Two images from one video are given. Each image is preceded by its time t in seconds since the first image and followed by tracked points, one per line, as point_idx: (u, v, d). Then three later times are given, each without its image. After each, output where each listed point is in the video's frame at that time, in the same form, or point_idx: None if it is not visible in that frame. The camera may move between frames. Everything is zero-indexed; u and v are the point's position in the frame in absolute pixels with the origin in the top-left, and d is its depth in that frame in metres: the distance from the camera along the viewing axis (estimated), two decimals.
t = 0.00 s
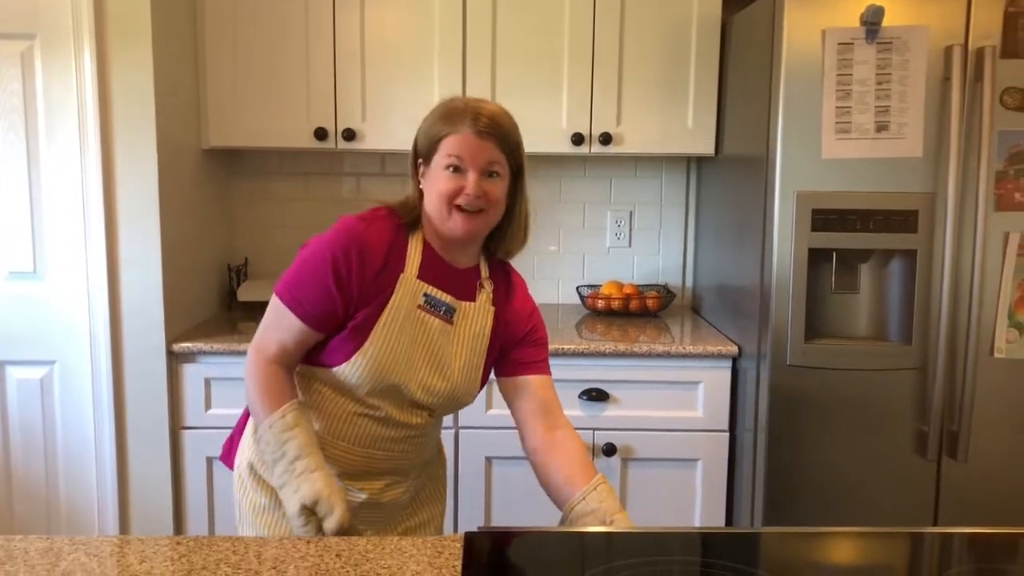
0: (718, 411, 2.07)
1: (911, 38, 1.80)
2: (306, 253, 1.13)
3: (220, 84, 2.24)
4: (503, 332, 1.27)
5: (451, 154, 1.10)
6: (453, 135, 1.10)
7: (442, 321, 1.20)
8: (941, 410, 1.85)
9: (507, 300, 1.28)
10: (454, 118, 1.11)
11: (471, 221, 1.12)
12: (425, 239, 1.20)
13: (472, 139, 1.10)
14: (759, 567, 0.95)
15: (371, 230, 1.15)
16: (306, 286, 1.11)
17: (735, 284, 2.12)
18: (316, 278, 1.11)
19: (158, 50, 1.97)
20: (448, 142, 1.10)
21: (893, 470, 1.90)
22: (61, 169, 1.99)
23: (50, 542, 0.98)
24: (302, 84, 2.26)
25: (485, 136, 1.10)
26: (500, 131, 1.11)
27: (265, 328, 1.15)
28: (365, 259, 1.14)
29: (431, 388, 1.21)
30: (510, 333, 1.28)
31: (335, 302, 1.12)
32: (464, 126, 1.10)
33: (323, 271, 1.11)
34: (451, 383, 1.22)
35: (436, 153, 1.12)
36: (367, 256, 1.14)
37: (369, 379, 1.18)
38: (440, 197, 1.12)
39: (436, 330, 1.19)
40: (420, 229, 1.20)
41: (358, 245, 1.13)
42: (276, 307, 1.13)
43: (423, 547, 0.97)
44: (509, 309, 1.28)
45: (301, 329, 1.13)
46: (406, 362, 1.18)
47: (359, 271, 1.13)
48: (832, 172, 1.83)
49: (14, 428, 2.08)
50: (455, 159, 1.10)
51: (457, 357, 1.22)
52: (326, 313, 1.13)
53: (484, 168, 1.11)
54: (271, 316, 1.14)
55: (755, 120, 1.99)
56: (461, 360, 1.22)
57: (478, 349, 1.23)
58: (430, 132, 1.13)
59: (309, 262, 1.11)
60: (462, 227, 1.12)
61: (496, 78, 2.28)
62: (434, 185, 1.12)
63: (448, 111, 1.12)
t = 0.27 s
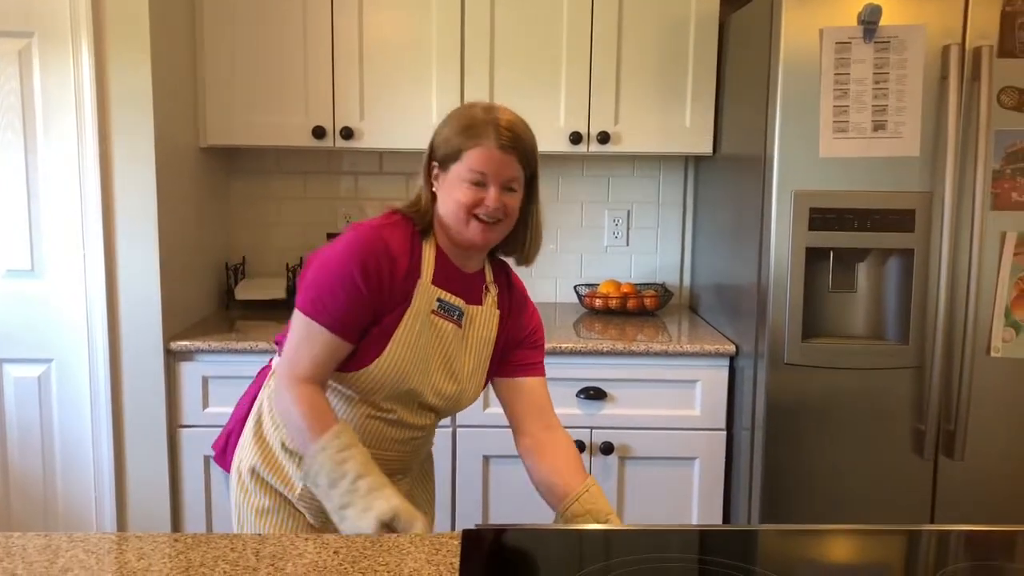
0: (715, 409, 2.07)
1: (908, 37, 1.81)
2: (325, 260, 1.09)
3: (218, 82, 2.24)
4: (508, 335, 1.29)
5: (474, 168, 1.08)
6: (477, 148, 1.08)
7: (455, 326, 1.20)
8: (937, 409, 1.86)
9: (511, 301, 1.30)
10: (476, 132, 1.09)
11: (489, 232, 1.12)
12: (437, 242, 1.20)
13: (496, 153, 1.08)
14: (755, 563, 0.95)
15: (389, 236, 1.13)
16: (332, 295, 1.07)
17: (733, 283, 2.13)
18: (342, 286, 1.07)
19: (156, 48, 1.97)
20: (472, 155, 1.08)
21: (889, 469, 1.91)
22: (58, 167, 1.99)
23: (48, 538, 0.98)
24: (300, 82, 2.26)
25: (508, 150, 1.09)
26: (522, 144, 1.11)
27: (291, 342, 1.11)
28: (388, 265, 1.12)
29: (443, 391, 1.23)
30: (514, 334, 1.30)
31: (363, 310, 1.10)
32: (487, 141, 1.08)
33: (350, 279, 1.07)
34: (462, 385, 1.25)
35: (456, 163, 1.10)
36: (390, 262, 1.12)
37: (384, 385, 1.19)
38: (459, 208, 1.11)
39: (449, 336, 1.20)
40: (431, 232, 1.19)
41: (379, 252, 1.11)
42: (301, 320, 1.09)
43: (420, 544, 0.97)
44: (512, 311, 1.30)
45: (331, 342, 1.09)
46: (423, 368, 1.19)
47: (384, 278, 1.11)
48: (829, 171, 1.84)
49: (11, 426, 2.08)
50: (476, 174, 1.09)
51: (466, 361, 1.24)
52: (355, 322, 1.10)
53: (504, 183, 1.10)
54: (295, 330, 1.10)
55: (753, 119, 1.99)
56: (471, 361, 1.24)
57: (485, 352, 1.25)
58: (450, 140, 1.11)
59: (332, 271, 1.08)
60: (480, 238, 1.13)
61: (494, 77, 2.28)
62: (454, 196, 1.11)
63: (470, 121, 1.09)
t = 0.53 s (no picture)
0: (713, 410, 2.07)
1: (905, 38, 1.81)
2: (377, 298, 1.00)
3: (217, 84, 2.25)
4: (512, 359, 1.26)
5: (515, 212, 1.00)
6: (520, 193, 0.99)
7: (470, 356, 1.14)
8: (936, 410, 1.86)
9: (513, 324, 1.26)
10: (519, 173, 1.00)
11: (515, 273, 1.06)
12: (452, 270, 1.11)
13: (538, 198, 1.01)
14: (752, 563, 0.95)
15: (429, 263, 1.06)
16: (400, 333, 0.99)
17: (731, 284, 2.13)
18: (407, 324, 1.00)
19: (154, 49, 1.97)
20: (514, 198, 1.00)
21: (888, 470, 1.91)
22: (57, 168, 1.99)
23: (46, 540, 0.98)
24: (298, 84, 2.26)
25: (549, 196, 1.02)
26: (561, 187, 1.03)
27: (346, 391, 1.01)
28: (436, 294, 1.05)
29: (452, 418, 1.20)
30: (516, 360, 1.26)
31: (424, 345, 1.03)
32: (531, 186, 1.00)
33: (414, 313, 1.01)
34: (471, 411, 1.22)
35: (492, 201, 1.01)
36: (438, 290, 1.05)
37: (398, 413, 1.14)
38: (491, 248, 1.03)
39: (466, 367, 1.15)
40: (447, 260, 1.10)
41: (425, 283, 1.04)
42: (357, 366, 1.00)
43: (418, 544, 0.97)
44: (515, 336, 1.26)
45: (385, 382, 1.00)
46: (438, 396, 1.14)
47: (436, 308, 1.05)
48: (827, 172, 1.84)
49: (10, 428, 2.08)
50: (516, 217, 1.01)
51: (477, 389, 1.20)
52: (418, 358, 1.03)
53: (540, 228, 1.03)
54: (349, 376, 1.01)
55: (751, 121, 1.99)
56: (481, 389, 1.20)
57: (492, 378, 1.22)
58: (487, 176, 1.01)
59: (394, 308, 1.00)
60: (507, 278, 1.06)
61: (493, 78, 2.28)
62: (487, 235, 1.02)
63: (513, 160, 1.00)
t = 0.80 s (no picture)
0: (711, 409, 2.07)
1: (902, 36, 1.81)
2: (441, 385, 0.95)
3: (212, 84, 2.24)
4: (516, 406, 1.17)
5: (553, 280, 0.98)
6: (557, 260, 0.98)
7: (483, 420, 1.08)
8: (934, 409, 1.85)
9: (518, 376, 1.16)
10: (560, 240, 0.98)
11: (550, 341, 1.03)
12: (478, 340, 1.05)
13: (574, 264, 0.99)
14: (750, 563, 0.95)
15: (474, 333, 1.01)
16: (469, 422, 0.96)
17: (728, 283, 2.12)
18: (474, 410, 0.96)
19: (149, 50, 1.97)
20: (551, 266, 0.98)
21: (886, 469, 1.91)
22: (52, 169, 1.98)
23: (39, 542, 0.98)
24: (294, 84, 2.26)
25: (583, 260, 1.00)
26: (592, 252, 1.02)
27: (421, 475, 0.98)
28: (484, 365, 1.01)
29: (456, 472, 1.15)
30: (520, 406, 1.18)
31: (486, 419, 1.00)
32: (571, 253, 0.99)
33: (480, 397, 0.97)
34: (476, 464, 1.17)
35: (528, 269, 0.99)
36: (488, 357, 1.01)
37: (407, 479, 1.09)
38: (528, 317, 1.00)
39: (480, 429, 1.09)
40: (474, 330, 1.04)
41: (474, 356, 0.99)
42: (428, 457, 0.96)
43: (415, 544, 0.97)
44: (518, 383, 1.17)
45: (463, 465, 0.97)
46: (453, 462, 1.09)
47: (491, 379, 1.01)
48: (824, 171, 1.83)
49: (6, 430, 2.07)
50: (557, 284, 0.98)
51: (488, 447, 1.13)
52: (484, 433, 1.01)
53: (574, 294, 1.02)
54: (422, 466, 0.98)
55: (747, 119, 1.99)
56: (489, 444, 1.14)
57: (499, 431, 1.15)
58: (522, 243, 0.99)
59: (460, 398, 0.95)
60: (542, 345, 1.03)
61: (489, 78, 2.27)
62: (523, 304, 0.99)
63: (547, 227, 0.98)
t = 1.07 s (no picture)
0: (706, 406, 2.07)
1: (896, 32, 1.80)
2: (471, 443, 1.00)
3: (206, 81, 2.23)
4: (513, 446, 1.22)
5: (574, 328, 1.05)
6: (579, 309, 1.05)
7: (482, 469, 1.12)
8: (928, 405, 1.86)
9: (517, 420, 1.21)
10: (584, 291, 1.06)
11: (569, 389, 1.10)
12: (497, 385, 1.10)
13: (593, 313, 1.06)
14: (745, 560, 0.95)
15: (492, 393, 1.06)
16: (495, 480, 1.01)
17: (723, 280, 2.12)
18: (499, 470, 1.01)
19: (142, 46, 1.96)
20: (575, 316, 1.05)
21: (881, 465, 1.91)
22: (44, 166, 1.97)
23: (31, 540, 0.97)
24: (289, 80, 2.25)
25: (601, 309, 1.07)
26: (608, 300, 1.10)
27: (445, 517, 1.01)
28: (499, 423, 1.06)
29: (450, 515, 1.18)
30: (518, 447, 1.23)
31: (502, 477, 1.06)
32: (593, 303, 1.06)
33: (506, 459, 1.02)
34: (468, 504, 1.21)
35: (550, 319, 1.05)
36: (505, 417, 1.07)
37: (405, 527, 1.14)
38: (550, 367, 1.06)
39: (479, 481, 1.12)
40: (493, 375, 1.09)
41: (491, 416, 1.04)
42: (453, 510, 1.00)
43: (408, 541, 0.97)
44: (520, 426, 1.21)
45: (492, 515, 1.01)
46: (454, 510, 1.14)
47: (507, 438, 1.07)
48: (819, 167, 1.83)
49: None
50: (580, 333, 1.05)
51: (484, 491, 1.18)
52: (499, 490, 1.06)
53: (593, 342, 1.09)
54: (443, 515, 1.01)
55: (742, 115, 1.99)
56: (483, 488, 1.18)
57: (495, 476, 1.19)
58: (543, 293, 1.05)
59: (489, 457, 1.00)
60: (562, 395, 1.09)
61: (484, 74, 2.27)
62: (546, 354, 1.06)
63: (567, 279, 1.06)
